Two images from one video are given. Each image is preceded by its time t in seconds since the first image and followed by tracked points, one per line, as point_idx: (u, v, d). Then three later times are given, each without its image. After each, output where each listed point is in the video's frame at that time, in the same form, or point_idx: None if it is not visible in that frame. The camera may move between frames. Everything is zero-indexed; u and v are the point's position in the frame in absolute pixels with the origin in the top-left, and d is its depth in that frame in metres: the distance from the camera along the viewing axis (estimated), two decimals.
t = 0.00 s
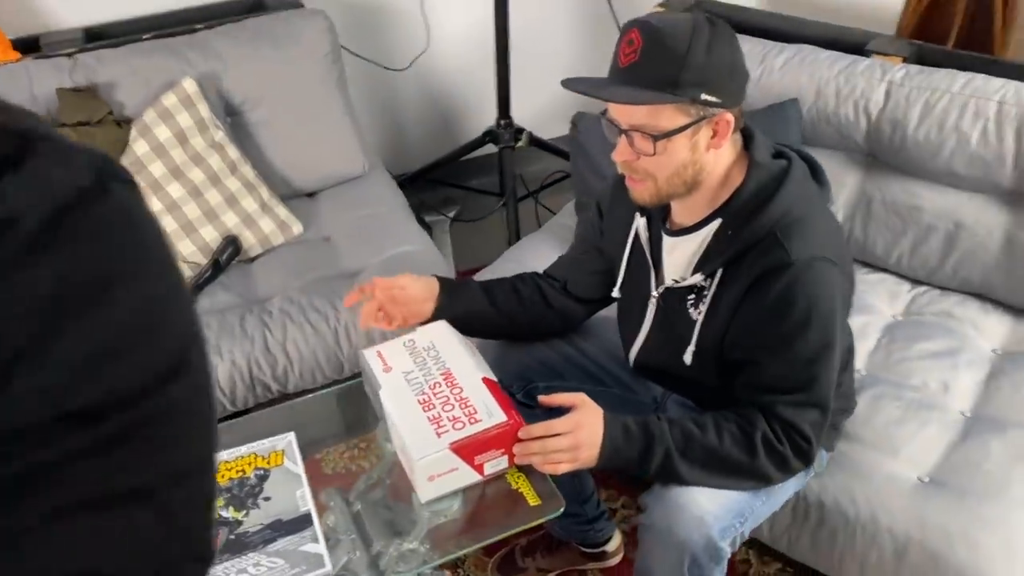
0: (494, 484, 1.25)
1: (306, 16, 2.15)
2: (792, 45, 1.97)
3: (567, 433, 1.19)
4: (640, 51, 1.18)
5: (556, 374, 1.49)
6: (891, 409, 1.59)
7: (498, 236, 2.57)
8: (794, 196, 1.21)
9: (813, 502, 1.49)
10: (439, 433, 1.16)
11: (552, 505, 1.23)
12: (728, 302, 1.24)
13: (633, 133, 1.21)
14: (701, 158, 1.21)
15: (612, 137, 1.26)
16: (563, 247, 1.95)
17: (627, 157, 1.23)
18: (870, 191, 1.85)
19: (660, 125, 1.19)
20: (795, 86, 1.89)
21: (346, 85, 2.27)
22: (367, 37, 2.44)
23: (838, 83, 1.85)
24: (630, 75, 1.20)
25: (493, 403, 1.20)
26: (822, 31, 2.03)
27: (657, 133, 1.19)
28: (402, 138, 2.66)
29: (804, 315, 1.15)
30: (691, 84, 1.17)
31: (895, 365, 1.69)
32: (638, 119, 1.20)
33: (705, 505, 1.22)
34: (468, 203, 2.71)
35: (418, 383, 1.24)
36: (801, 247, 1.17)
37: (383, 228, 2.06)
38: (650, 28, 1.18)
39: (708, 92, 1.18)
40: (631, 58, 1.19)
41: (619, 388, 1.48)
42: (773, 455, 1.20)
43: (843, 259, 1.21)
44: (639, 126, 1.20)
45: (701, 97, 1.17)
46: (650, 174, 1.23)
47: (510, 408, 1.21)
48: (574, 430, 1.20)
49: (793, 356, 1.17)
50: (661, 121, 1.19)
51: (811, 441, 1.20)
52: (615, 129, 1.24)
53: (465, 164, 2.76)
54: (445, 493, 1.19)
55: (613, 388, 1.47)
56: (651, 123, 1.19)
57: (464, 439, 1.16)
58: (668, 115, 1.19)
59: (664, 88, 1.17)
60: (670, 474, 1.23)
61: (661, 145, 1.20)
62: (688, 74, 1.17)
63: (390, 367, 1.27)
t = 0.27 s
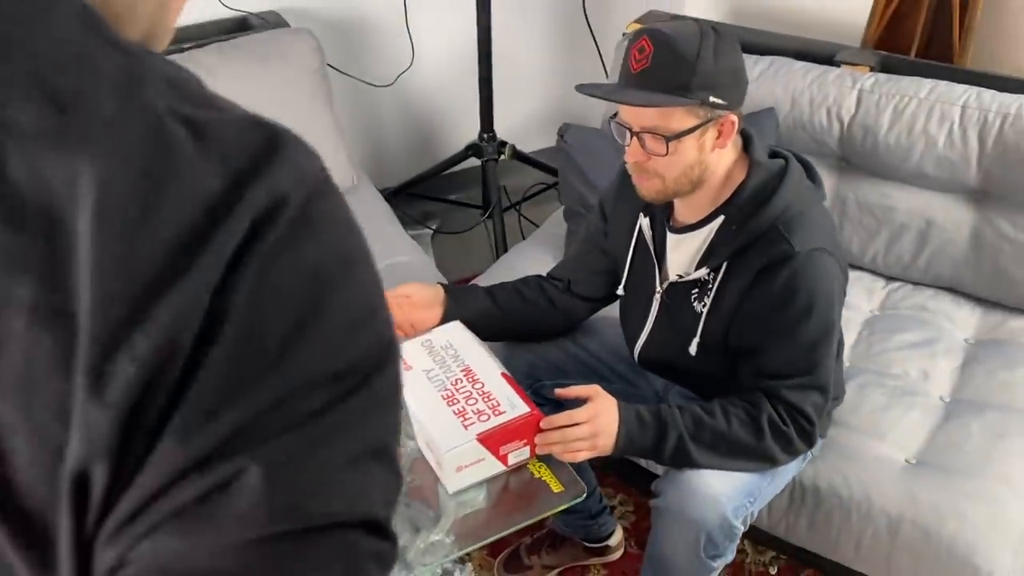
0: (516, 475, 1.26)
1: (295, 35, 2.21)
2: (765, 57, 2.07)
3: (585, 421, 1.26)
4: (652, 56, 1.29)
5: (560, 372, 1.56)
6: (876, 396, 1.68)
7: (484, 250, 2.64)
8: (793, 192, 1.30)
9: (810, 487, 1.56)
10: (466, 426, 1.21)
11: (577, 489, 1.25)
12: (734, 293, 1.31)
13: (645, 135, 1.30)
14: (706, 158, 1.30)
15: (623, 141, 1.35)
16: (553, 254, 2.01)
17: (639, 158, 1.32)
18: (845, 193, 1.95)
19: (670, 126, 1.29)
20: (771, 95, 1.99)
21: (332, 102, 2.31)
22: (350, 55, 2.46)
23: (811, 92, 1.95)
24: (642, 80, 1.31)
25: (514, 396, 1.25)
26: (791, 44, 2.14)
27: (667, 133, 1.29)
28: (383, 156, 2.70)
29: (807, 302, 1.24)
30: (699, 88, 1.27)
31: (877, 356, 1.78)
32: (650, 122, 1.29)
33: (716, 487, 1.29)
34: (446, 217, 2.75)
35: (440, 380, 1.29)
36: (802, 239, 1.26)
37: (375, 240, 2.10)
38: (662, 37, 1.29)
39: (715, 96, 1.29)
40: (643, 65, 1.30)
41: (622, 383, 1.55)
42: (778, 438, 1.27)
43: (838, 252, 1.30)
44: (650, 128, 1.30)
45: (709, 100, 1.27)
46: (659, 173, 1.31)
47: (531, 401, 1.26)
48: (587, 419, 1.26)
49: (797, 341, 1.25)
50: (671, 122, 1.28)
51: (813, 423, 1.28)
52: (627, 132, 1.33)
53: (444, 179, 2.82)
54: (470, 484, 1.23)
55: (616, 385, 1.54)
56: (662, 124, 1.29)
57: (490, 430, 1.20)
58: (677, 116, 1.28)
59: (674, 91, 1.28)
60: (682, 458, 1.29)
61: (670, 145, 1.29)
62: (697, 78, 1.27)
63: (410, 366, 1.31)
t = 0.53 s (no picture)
0: (527, 465, 1.31)
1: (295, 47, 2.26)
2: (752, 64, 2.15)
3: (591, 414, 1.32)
4: (667, 62, 1.35)
5: (564, 369, 1.62)
6: (867, 387, 1.75)
7: (480, 256, 2.69)
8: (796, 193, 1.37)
9: (805, 474, 1.62)
10: (480, 416, 1.25)
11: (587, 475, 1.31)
12: (738, 287, 1.38)
13: (660, 137, 1.36)
14: (717, 159, 1.37)
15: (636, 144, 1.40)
16: (552, 257, 2.07)
17: (656, 163, 1.38)
18: (832, 194, 2.02)
19: (685, 128, 1.34)
20: (759, 101, 2.06)
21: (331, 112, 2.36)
22: (347, 67, 2.52)
23: (798, 97, 2.02)
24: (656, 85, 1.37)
25: (525, 389, 1.30)
26: (776, 51, 2.21)
27: (682, 135, 1.34)
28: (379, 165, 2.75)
29: (809, 296, 1.31)
30: (713, 92, 1.34)
31: (866, 349, 1.85)
32: (665, 125, 1.36)
33: (719, 473, 1.35)
34: (442, 224, 2.80)
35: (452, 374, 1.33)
36: (805, 237, 1.33)
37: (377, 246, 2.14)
38: (676, 43, 1.36)
39: (726, 99, 1.36)
40: (659, 70, 1.36)
41: (624, 379, 1.62)
42: (778, 426, 1.34)
43: (836, 249, 1.38)
44: (666, 130, 1.36)
45: (721, 104, 1.34)
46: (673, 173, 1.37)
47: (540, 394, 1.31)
48: (593, 412, 1.32)
49: (798, 333, 1.32)
50: (686, 125, 1.34)
51: (811, 412, 1.34)
52: (642, 134, 1.38)
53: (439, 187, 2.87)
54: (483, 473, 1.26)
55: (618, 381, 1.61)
56: (677, 127, 1.35)
57: (504, 420, 1.24)
58: (692, 120, 1.34)
59: (689, 95, 1.34)
60: (686, 446, 1.35)
61: (685, 147, 1.35)
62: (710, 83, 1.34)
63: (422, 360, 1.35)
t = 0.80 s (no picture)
0: (528, 468, 1.35)
1: (294, 59, 2.30)
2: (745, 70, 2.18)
3: (591, 419, 1.35)
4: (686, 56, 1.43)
5: (563, 374, 1.67)
6: (860, 387, 1.79)
7: (479, 262, 2.73)
8: (790, 200, 1.42)
9: (800, 474, 1.66)
10: (481, 423, 1.29)
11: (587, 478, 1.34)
12: (734, 292, 1.43)
13: (687, 122, 1.41)
14: (735, 148, 1.44)
15: (658, 135, 1.44)
16: (550, 263, 2.11)
17: (680, 147, 1.41)
18: (824, 197, 2.06)
19: (711, 114, 1.41)
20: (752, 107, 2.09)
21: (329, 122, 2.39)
22: (345, 77, 2.55)
23: (789, 102, 2.06)
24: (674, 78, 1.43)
25: (525, 394, 1.34)
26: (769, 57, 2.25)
27: (709, 120, 1.40)
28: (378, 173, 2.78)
29: (803, 300, 1.35)
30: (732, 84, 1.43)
31: (859, 350, 1.88)
32: (690, 111, 1.41)
33: (715, 473, 1.39)
34: (440, 231, 2.83)
35: (454, 381, 1.37)
36: (800, 243, 1.38)
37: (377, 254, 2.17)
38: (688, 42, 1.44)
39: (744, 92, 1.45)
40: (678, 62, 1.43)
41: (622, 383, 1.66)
42: (773, 428, 1.37)
43: (830, 255, 1.42)
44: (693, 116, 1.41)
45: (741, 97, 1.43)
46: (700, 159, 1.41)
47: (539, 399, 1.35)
48: (591, 417, 1.35)
49: (793, 337, 1.36)
50: (711, 111, 1.41)
51: (805, 414, 1.38)
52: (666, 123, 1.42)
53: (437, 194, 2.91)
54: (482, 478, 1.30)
55: (617, 385, 1.65)
56: (703, 113, 1.41)
57: (504, 426, 1.29)
58: (717, 106, 1.41)
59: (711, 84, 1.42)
60: (683, 449, 1.39)
61: (712, 131, 1.41)
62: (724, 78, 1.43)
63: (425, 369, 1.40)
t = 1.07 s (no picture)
0: (523, 483, 1.36)
1: (289, 70, 2.31)
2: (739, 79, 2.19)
3: (584, 435, 1.36)
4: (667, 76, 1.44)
5: (559, 386, 1.68)
6: (854, 395, 1.80)
7: (476, 268, 2.74)
8: (784, 210, 1.43)
9: (795, 483, 1.67)
10: (476, 440, 1.30)
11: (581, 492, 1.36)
12: (727, 302, 1.44)
13: (666, 144, 1.43)
14: (720, 165, 1.44)
15: (641, 156, 1.46)
16: (545, 273, 2.12)
17: (660, 169, 1.43)
18: (817, 205, 2.06)
19: (690, 135, 1.42)
20: (746, 115, 2.10)
21: (325, 131, 2.40)
22: (340, 86, 2.56)
23: (782, 110, 2.07)
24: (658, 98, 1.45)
25: (520, 411, 1.35)
26: (763, 65, 2.25)
27: (688, 141, 1.41)
28: (374, 180, 2.79)
29: (796, 311, 1.36)
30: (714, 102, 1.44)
31: (853, 358, 1.89)
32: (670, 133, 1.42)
33: (707, 485, 1.40)
34: (437, 238, 2.84)
35: (450, 398, 1.38)
36: (794, 253, 1.39)
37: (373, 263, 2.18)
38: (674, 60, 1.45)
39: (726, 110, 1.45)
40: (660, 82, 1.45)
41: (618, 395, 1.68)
42: (765, 439, 1.38)
43: (823, 265, 1.43)
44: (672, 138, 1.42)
45: (723, 112, 1.43)
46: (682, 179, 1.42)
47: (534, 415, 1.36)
48: (585, 433, 1.36)
49: (785, 347, 1.37)
50: (691, 131, 1.42)
51: (796, 423, 1.39)
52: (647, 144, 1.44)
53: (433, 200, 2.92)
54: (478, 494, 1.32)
55: (613, 396, 1.67)
56: (682, 134, 1.42)
57: (499, 443, 1.30)
58: (696, 126, 1.42)
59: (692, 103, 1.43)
60: (676, 461, 1.40)
61: (692, 152, 1.41)
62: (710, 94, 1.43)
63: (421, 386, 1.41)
